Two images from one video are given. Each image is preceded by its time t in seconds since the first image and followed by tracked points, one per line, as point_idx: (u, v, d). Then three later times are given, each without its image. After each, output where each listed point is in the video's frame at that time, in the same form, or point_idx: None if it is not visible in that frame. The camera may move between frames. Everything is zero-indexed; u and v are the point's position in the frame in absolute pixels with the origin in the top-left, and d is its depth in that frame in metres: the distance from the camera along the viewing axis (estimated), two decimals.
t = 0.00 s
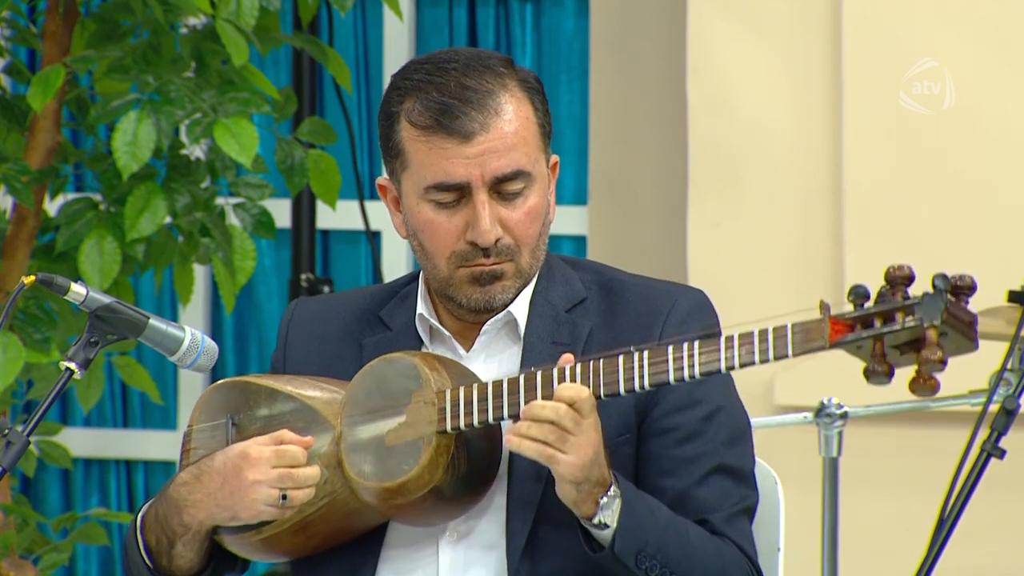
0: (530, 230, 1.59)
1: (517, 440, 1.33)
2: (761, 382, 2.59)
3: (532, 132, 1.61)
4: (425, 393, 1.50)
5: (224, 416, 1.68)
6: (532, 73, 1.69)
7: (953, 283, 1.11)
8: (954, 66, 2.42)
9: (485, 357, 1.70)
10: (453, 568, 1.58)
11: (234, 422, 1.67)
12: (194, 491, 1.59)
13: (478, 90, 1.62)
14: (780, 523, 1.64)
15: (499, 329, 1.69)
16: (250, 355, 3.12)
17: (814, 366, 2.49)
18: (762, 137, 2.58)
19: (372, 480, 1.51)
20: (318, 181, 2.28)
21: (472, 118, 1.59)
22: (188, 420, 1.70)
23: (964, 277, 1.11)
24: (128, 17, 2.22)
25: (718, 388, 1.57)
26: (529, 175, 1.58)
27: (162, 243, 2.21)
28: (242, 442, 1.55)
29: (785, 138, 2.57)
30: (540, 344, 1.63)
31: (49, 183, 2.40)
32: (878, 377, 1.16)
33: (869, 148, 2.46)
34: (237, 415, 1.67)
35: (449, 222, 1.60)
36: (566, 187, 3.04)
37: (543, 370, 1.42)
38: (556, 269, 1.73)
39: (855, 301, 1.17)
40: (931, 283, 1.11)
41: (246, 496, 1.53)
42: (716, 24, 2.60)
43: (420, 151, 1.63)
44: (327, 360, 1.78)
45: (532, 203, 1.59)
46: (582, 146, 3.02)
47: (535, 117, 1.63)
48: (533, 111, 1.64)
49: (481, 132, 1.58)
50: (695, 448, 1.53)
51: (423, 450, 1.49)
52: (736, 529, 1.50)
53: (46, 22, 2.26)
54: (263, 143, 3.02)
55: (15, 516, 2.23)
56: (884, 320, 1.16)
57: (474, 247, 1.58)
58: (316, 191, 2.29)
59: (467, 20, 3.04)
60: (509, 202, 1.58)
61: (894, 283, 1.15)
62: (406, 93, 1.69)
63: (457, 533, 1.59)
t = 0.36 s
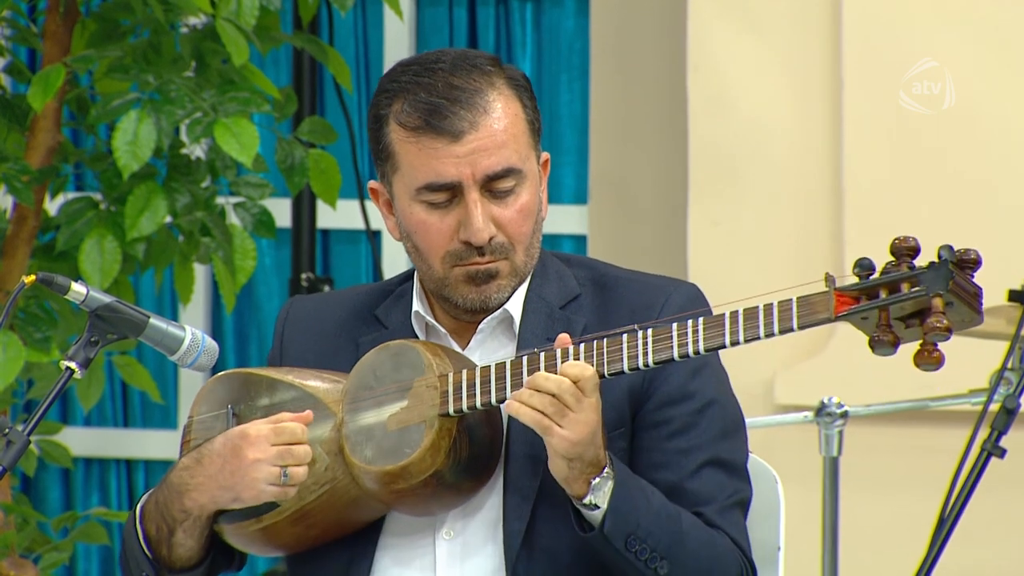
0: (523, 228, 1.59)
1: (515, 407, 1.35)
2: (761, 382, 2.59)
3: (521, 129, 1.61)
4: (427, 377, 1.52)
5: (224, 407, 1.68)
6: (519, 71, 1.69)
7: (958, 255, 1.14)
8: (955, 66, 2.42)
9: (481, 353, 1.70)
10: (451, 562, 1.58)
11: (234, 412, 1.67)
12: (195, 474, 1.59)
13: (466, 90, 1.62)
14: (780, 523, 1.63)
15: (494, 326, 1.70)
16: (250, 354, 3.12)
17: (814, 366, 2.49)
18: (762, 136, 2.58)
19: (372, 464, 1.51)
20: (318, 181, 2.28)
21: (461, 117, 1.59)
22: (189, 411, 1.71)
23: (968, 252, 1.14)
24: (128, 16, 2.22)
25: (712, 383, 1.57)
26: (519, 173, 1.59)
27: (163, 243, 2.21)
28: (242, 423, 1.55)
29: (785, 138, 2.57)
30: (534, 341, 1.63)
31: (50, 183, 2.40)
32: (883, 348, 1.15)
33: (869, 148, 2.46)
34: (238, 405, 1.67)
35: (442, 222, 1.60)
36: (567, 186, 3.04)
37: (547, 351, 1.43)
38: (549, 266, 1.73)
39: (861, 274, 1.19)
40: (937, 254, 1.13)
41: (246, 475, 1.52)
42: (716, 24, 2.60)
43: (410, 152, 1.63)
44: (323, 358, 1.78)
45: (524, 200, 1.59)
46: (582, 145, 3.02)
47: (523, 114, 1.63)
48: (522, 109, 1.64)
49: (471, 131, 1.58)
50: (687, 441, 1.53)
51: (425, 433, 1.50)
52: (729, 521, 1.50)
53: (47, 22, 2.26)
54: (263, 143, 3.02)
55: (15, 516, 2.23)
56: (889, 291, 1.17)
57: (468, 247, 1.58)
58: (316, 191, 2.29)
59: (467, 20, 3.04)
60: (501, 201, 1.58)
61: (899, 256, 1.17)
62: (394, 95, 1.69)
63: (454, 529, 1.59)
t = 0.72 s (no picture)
0: (520, 228, 1.59)
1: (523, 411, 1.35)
2: (761, 382, 2.59)
3: (517, 129, 1.61)
4: (428, 391, 1.51)
5: (223, 421, 1.67)
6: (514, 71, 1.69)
7: (962, 264, 1.13)
8: (954, 66, 2.42)
9: (477, 357, 1.70)
10: (452, 567, 1.58)
11: (234, 426, 1.67)
12: (198, 495, 1.60)
13: (462, 90, 1.62)
14: (780, 524, 1.64)
15: (491, 328, 1.70)
16: (250, 354, 3.12)
17: (814, 366, 2.49)
18: (762, 137, 2.58)
19: (377, 479, 1.51)
20: (318, 182, 2.29)
21: (457, 118, 1.59)
22: (187, 426, 1.70)
23: (972, 258, 1.13)
24: (128, 17, 2.22)
25: (709, 382, 1.57)
26: (516, 174, 1.59)
27: (163, 243, 2.21)
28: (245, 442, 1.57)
29: (785, 138, 2.57)
30: (530, 342, 1.63)
31: (50, 184, 2.40)
32: (891, 359, 1.17)
33: (869, 148, 2.46)
34: (237, 418, 1.67)
35: (439, 223, 1.60)
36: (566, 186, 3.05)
37: (549, 362, 1.43)
38: (543, 267, 1.73)
39: (866, 285, 1.19)
40: (943, 264, 1.13)
41: (252, 495, 1.56)
42: (715, 24, 2.60)
43: (407, 153, 1.63)
44: (316, 362, 1.78)
45: (521, 201, 1.59)
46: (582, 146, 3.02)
47: (519, 114, 1.63)
48: (518, 109, 1.64)
49: (467, 131, 1.58)
50: (688, 442, 1.53)
51: (429, 447, 1.50)
52: (731, 522, 1.50)
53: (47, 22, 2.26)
54: (263, 143, 3.02)
55: (15, 517, 2.23)
56: (896, 302, 1.17)
57: (466, 248, 1.58)
58: (316, 191, 2.29)
59: (467, 20, 3.04)
60: (499, 201, 1.58)
61: (904, 266, 1.17)
62: (389, 96, 1.69)
63: (455, 533, 1.59)
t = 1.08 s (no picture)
0: (515, 227, 1.59)
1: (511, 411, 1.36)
2: (761, 382, 2.59)
3: (511, 128, 1.61)
4: (424, 394, 1.51)
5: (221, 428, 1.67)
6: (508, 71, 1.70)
7: (953, 256, 1.12)
8: (954, 66, 2.42)
9: (472, 358, 1.70)
10: (452, 567, 1.58)
11: (232, 433, 1.66)
12: (199, 502, 1.60)
13: (456, 90, 1.62)
14: (780, 524, 1.63)
15: (486, 330, 1.70)
16: (250, 354, 3.12)
17: (814, 366, 2.49)
18: (762, 137, 2.58)
19: (375, 483, 1.51)
20: (318, 182, 2.28)
21: (452, 117, 1.59)
22: (185, 433, 1.70)
23: (964, 250, 1.12)
24: (128, 17, 2.22)
25: (704, 381, 1.57)
26: (511, 173, 1.59)
27: (163, 243, 2.21)
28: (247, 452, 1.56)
29: (785, 138, 2.57)
30: (526, 342, 1.62)
31: (49, 184, 2.40)
32: (883, 354, 1.16)
33: (869, 148, 2.46)
34: (235, 425, 1.67)
35: (435, 223, 1.60)
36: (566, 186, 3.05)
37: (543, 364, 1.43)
38: (537, 268, 1.73)
39: (857, 280, 1.18)
40: (933, 257, 1.12)
41: (254, 504, 1.55)
42: (715, 24, 2.60)
43: (402, 153, 1.63)
44: (313, 365, 1.77)
45: (516, 200, 1.59)
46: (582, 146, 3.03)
47: (512, 114, 1.63)
48: (512, 108, 1.64)
49: (462, 130, 1.58)
50: (685, 440, 1.53)
51: (426, 451, 1.50)
52: (730, 521, 1.50)
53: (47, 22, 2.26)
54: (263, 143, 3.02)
55: (15, 517, 2.23)
56: (886, 297, 1.17)
57: (462, 248, 1.58)
58: (316, 191, 2.29)
59: (467, 20, 3.04)
60: (494, 200, 1.58)
61: (894, 260, 1.16)
62: (383, 97, 1.69)
63: (454, 534, 1.59)
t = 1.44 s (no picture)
0: (512, 229, 1.59)
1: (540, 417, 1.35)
2: (761, 382, 2.59)
3: (509, 130, 1.61)
4: (421, 393, 1.51)
5: (219, 425, 1.67)
6: (507, 71, 1.69)
7: (950, 258, 1.13)
8: (954, 66, 2.42)
9: (472, 357, 1.70)
10: (447, 567, 1.58)
11: (230, 430, 1.67)
12: (197, 501, 1.60)
13: (453, 91, 1.62)
14: (780, 523, 1.63)
15: (484, 330, 1.69)
16: (250, 354, 3.12)
17: (814, 366, 2.49)
18: (762, 137, 2.58)
19: (372, 482, 1.51)
20: (318, 182, 2.28)
21: (449, 119, 1.59)
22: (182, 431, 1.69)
23: (959, 252, 1.13)
24: (128, 17, 2.22)
25: (702, 382, 1.57)
26: (508, 175, 1.59)
27: (163, 243, 2.21)
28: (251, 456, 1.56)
29: (785, 138, 2.57)
30: (525, 343, 1.62)
31: (49, 184, 2.40)
32: (878, 355, 1.16)
33: (869, 148, 2.46)
34: (233, 422, 1.67)
35: (431, 224, 1.60)
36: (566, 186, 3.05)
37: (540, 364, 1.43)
38: (538, 268, 1.72)
39: (853, 281, 1.19)
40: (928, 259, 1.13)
41: (249, 509, 1.54)
42: (715, 24, 2.60)
43: (399, 155, 1.63)
44: (313, 365, 1.77)
45: (513, 201, 1.59)
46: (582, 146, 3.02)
47: (510, 115, 1.63)
48: (510, 110, 1.64)
49: (459, 133, 1.58)
50: (682, 441, 1.53)
51: (423, 449, 1.50)
52: (728, 523, 1.50)
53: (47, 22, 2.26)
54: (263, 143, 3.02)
55: (15, 516, 2.23)
56: (882, 298, 1.17)
57: (458, 249, 1.58)
58: (316, 191, 2.29)
59: (467, 20, 3.04)
60: (490, 202, 1.58)
61: (891, 262, 1.16)
62: (381, 97, 1.69)
63: (449, 535, 1.58)
